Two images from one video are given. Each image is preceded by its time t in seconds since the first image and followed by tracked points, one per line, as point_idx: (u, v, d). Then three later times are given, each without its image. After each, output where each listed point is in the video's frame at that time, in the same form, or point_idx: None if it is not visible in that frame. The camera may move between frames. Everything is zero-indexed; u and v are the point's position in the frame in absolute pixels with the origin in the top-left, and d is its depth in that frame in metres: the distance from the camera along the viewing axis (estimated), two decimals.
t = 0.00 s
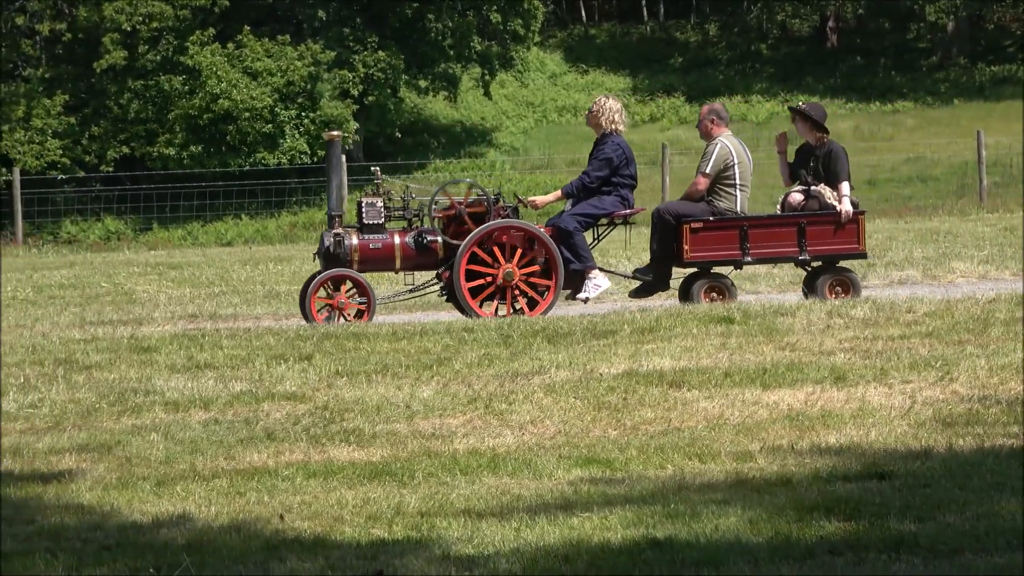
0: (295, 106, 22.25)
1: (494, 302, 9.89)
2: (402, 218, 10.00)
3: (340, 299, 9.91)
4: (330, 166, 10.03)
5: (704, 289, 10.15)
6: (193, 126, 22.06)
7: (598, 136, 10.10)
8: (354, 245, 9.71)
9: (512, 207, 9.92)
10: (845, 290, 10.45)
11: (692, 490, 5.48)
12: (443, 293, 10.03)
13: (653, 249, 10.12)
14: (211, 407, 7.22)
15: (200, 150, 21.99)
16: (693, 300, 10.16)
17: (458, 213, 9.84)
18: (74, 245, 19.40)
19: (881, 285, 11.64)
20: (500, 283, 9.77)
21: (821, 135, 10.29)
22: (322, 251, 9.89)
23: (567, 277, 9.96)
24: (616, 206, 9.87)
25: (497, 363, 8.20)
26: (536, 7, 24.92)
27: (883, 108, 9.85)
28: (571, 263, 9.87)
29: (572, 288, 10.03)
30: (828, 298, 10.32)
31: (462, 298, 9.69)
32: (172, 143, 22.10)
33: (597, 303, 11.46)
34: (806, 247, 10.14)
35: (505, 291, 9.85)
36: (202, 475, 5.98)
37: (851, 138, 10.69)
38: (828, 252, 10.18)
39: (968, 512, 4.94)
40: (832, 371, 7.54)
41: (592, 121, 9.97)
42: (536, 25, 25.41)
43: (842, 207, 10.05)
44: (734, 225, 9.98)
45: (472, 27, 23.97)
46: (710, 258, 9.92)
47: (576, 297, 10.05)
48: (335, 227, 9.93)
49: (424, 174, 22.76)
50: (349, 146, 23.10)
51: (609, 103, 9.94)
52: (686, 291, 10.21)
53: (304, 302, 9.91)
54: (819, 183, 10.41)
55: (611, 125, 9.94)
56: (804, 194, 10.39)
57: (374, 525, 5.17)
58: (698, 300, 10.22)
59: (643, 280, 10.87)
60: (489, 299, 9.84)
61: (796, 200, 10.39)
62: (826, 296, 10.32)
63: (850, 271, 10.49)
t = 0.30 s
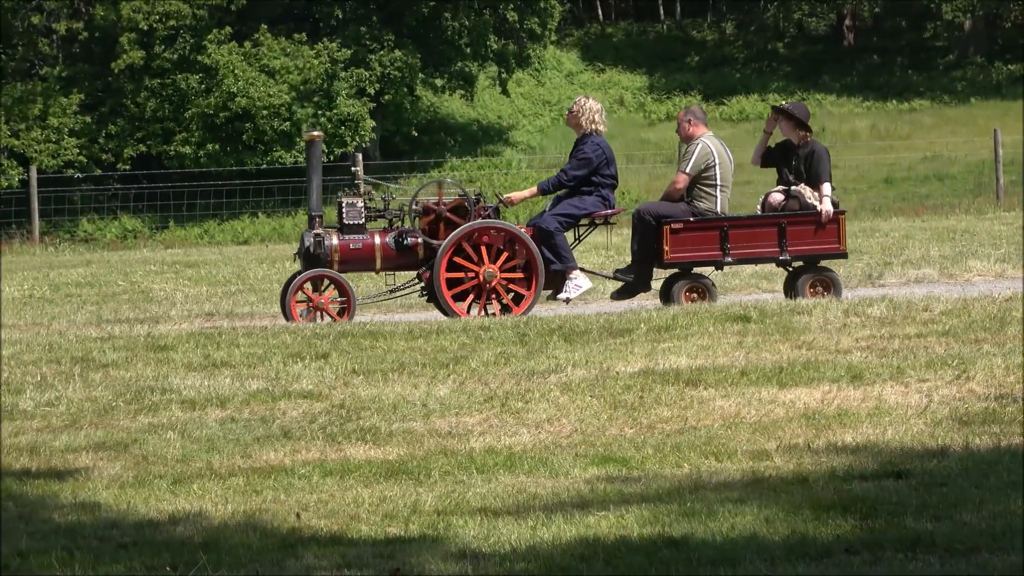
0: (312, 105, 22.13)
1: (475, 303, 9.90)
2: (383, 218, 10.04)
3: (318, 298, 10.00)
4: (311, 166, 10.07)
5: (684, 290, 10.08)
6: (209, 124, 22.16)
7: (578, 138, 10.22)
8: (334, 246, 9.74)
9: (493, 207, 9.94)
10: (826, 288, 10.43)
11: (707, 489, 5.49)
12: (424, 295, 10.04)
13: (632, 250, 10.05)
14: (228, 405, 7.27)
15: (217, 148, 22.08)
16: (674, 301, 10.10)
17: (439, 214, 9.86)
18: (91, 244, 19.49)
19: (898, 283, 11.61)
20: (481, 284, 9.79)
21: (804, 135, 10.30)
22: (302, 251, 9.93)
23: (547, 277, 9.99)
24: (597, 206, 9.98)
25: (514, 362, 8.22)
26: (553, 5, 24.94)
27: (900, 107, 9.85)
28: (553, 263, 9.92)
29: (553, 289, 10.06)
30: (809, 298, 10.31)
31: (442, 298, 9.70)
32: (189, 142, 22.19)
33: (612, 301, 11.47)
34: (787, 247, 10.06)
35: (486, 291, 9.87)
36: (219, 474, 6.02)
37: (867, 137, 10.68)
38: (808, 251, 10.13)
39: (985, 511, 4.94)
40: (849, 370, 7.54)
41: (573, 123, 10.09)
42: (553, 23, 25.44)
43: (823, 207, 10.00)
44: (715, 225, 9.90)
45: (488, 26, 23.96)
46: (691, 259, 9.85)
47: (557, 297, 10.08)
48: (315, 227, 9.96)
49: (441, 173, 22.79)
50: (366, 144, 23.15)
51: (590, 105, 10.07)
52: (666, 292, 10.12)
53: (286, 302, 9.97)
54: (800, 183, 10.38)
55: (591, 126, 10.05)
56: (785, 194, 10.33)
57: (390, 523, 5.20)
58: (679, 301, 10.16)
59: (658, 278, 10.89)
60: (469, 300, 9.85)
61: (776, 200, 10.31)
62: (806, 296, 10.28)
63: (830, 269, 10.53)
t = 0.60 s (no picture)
0: (327, 104, 22.20)
1: (458, 305, 9.93)
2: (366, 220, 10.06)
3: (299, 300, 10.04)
4: (293, 168, 10.08)
5: (668, 292, 10.12)
6: (224, 125, 22.22)
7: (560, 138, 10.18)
8: (317, 248, 9.75)
9: (476, 209, 9.98)
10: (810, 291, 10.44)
11: (722, 489, 5.49)
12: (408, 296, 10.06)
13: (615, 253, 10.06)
14: (242, 405, 7.30)
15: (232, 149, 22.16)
16: (657, 304, 10.10)
17: (422, 215, 9.90)
18: (105, 244, 19.57)
19: (913, 284, 11.58)
20: (465, 286, 9.81)
21: (786, 136, 10.31)
22: (284, 253, 9.94)
23: (531, 279, 10.00)
24: (579, 208, 9.98)
25: (528, 362, 8.23)
26: (567, 5, 24.97)
27: (914, 107, 9.79)
28: (536, 265, 9.90)
29: (537, 290, 10.08)
30: (793, 300, 10.33)
31: (425, 301, 9.72)
32: (203, 142, 22.20)
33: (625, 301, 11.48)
34: (770, 250, 10.09)
35: (469, 294, 9.90)
36: (233, 474, 6.04)
37: (881, 136, 10.65)
38: (792, 254, 10.17)
39: (1000, 511, 4.93)
40: (863, 370, 7.53)
41: (555, 123, 10.04)
42: (567, 23, 25.48)
43: (807, 208, 10.04)
44: (698, 228, 9.93)
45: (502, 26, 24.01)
46: (675, 261, 9.89)
47: (540, 299, 10.10)
48: (297, 229, 9.96)
49: (455, 173, 22.82)
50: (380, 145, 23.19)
51: (571, 105, 10.02)
52: (649, 295, 10.15)
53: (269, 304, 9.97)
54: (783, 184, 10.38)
55: (573, 127, 10.01)
56: (768, 195, 10.34)
57: (405, 524, 5.21)
58: (662, 304, 10.15)
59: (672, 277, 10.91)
60: (452, 302, 9.88)
61: (760, 202, 10.32)
62: (790, 298, 10.32)
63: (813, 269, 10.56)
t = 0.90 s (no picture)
0: (345, 106, 22.21)
1: (439, 307, 9.93)
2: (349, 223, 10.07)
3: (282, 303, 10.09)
4: (275, 171, 10.14)
5: (650, 295, 10.12)
6: (241, 125, 22.27)
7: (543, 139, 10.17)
8: (298, 251, 9.79)
9: (457, 212, 9.97)
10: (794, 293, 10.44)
11: (740, 490, 5.50)
12: (389, 300, 10.05)
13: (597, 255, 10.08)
14: (260, 406, 7.35)
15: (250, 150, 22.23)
16: (640, 308, 10.13)
17: (403, 218, 9.90)
18: (123, 245, 19.68)
19: (930, 284, 11.55)
20: (446, 288, 9.82)
21: (769, 139, 10.35)
22: (267, 255, 9.99)
23: (512, 281, 10.01)
24: (561, 210, 9.99)
25: (546, 363, 8.26)
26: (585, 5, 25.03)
27: (931, 107, 9.76)
28: (517, 267, 9.90)
29: (518, 293, 10.09)
30: (775, 301, 10.33)
31: (406, 303, 9.72)
32: (221, 143, 22.30)
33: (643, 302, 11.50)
34: (753, 251, 10.08)
35: (450, 296, 9.90)
36: (251, 475, 6.08)
37: (899, 137, 10.63)
38: (774, 255, 10.15)
39: (1019, 512, 4.93)
40: (880, 371, 7.53)
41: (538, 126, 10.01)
42: (585, 23, 25.51)
43: (789, 211, 10.01)
44: (679, 230, 9.92)
45: (519, 27, 24.06)
46: (656, 264, 9.90)
47: (521, 302, 10.11)
48: (279, 232, 9.99)
49: (472, 173, 22.86)
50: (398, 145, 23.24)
51: (554, 108, 10.00)
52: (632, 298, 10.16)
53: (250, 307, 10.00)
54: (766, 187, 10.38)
55: (556, 129, 9.98)
56: (751, 198, 10.36)
57: (423, 524, 5.24)
58: (645, 307, 10.18)
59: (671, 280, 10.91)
60: (433, 305, 9.88)
61: (742, 204, 10.35)
62: (773, 301, 10.31)
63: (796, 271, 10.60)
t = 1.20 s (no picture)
0: (360, 109, 22.40)
1: (423, 311, 9.98)
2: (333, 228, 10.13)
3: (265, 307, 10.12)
4: (258, 176, 10.31)
5: (634, 299, 10.08)
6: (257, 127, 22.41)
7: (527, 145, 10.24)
8: (281, 255, 9.86)
9: (441, 217, 10.02)
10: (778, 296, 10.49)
11: (757, 492, 5.51)
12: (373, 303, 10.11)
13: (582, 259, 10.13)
14: (277, 409, 7.38)
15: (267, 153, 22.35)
16: (624, 312, 10.10)
17: (386, 222, 9.95)
18: (139, 248, 19.76)
19: (947, 286, 11.53)
20: (429, 292, 9.86)
21: (751, 144, 10.42)
22: (250, 260, 10.03)
23: (496, 286, 10.04)
24: (545, 215, 10.05)
25: (562, 365, 8.28)
26: (600, 8, 25.07)
27: (946, 108, 9.74)
28: (502, 272, 9.98)
29: (502, 297, 10.11)
30: (760, 306, 10.38)
31: (389, 308, 9.79)
32: (237, 146, 22.44)
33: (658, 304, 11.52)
34: (737, 255, 10.10)
35: (433, 300, 9.95)
36: (268, 478, 6.11)
37: (914, 139, 10.62)
38: (758, 259, 10.17)
39: None
40: (897, 373, 7.53)
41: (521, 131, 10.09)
42: (600, 26, 25.55)
43: (772, 215, 10.04)
44: (663, 234, 9.96)
45: (535, 29, 24.12)
46: (640, 268, 9.93)
47: (505, 306, 10.13)
48: (262, 238, 10.05)
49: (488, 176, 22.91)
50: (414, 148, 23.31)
51: (537, 113, 10.07)
52: (616, 303, 10.12)
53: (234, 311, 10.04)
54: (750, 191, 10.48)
55: (539, 135, 10.08)
56: (734, 201, 10.49)
57: (440, 527, 5.26)
58: (628, 310, 10.16)
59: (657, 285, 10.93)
60: (417, 309, 9.93)
61: (726, 207, 10.47)
62: (757, 305, 10.36)
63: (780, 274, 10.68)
